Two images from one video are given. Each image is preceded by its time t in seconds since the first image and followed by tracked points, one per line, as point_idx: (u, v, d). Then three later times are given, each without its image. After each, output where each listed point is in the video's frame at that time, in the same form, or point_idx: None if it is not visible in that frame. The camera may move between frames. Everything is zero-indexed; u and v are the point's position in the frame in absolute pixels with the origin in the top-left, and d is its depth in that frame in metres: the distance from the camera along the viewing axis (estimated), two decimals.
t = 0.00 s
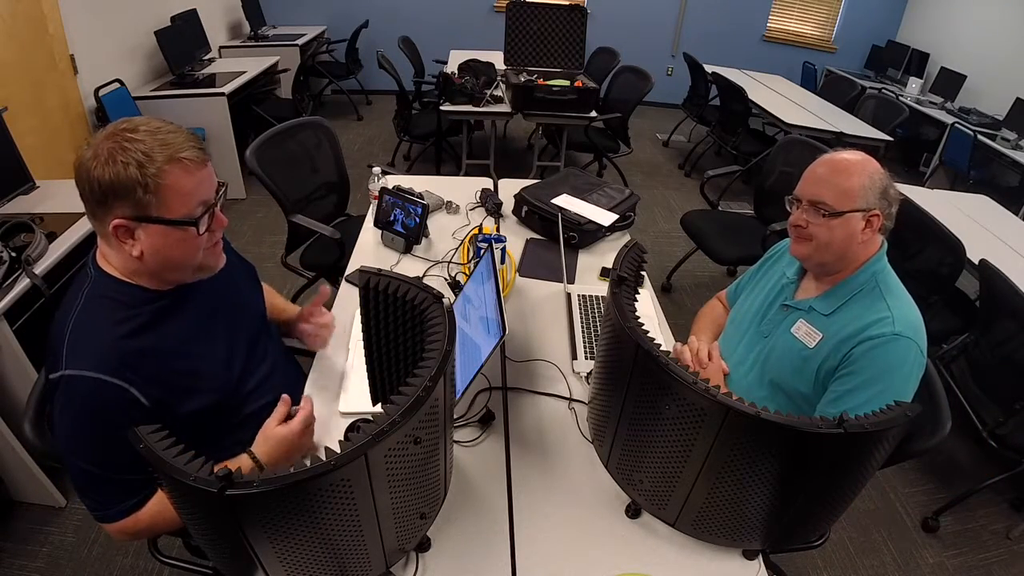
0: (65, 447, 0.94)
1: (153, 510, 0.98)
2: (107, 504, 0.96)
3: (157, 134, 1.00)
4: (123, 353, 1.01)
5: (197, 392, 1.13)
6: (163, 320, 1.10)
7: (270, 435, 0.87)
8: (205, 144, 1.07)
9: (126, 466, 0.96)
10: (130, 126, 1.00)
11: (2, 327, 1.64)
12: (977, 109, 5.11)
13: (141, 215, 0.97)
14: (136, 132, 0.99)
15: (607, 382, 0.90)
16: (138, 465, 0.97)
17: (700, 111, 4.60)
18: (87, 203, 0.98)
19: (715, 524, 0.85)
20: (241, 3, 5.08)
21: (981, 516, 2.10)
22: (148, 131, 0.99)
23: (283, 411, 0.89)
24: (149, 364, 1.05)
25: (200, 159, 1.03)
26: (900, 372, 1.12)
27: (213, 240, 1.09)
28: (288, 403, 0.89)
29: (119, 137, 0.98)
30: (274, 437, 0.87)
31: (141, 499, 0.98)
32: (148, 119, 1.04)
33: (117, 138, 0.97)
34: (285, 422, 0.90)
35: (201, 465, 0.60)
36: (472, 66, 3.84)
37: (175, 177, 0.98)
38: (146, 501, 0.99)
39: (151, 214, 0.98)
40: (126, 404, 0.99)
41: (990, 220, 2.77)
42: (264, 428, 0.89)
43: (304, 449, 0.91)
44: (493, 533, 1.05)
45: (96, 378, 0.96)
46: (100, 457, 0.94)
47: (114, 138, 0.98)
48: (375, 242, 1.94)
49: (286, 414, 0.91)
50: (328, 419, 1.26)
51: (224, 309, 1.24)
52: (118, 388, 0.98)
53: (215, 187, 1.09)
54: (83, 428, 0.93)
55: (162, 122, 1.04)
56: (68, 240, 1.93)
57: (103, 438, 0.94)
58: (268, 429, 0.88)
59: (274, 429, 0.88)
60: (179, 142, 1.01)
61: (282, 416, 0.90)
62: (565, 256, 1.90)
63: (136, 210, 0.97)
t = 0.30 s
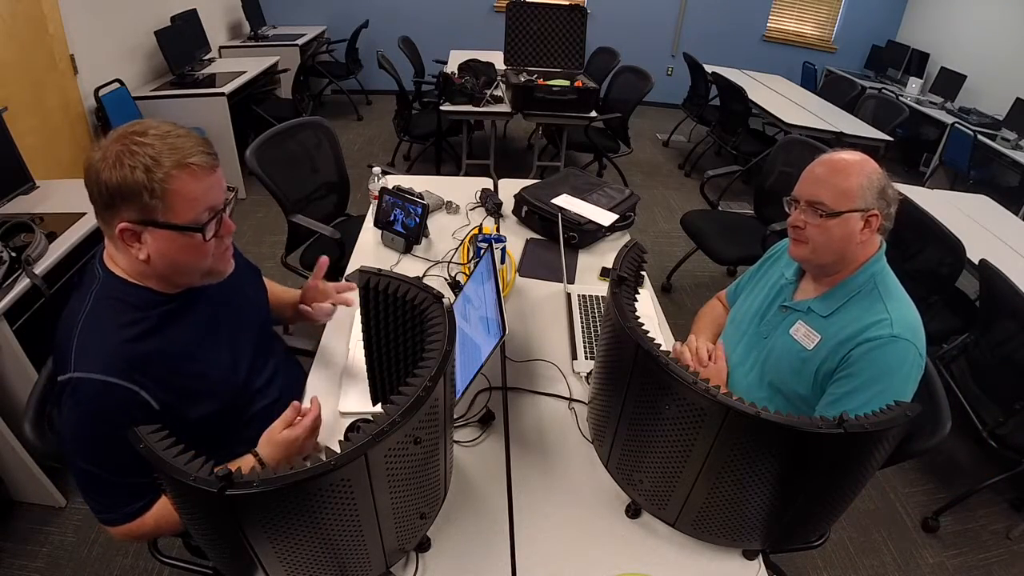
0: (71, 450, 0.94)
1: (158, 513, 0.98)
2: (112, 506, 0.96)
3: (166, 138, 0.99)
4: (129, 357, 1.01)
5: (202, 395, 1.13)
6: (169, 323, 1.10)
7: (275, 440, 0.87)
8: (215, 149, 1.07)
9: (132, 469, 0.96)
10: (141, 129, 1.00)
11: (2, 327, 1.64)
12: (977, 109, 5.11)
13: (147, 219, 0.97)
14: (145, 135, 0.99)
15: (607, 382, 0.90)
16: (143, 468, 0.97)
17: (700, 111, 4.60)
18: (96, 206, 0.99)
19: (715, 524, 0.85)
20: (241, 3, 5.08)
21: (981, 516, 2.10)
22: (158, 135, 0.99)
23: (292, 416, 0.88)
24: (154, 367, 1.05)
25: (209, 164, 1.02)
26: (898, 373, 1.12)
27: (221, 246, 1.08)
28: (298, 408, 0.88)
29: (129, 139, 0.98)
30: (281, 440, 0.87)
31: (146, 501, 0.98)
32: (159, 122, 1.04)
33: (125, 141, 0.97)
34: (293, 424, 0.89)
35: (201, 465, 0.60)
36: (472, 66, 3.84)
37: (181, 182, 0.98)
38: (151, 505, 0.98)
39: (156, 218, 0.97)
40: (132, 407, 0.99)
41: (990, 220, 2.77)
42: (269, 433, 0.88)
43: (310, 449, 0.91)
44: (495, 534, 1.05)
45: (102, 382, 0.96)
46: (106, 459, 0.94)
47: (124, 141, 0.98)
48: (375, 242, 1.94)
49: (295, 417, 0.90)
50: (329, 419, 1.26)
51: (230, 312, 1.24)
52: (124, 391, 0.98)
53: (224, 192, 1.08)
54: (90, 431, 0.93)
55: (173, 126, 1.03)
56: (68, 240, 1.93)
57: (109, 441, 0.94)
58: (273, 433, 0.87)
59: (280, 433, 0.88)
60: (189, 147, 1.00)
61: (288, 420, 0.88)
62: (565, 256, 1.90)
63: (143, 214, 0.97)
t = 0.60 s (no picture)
0: (72, 451, 0.94)
1: (160, 512, 0.98)
2: (112, 507, 0.95)
3: (159, 137, 1.00)
4: (129, 357, 1.01)
5: (201, 394, 1.13)
6: (168, 323, 1.10)
7: (274, 440, 0.87)
8: (209, 150, 1.07)
9: (132, 468, 0.96)
10: (135, 128, 1.01)
11: (2, 327, 1.64)
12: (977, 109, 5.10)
13: (136, 218, 0.96)
14: (138, 134, 0.99)
15: (607, 382, 0.90)
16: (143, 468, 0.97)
17: (700, 111, 4.60)
18: (89, 203, 0.99)
19: (715, 524, 0.85)
20: (241, 2, 5.08)
21: (981, 516, 2.10)
22: (151, 134, 1.00)
23: (290, 416, 0.88)
24: (154, 367, 1.05)
25: (200, 165, 1.02)
26: (899, 373, 1.12)
27: (212, 247, 1.08)
28: (295, 407, 0.88)
29: (121, 138, 0.98)
30: (280, 441, 0.87)
31: (147, 501, 0.98)
32: (155, 122, 1.04)
33: (119, 139, 0.98)
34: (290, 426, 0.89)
35: (201, 466, 0.60)
36: (472, 66, 3.84)
37: (171, 182, 0.97)
38: (152, 504, 0.98)
39: (146, 217, 0.97)
40: (135, 407, 0.99)
41: (990, 220, 2.77)
42: (268, 433, 0.87)
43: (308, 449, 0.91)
44: (494, 533, 1.05)
45: (102, 382, 0.96)
46: (106, 460, 0.94)
47: (117, 139, 0.98)
48: (375, 242, 1.94)
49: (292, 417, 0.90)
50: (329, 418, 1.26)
51: (229, 311, 1.24)
52: (124, 391, 0.98)
53: (217, 193, 1.08)
54: (89, 432, 0.93)
55: (167, 126, 1.04)
56: (68, 240, 1.93)
57: (108, 441, 0.94)
58: (272, 433, 0.86)
59: (279, 433, 0.87)
60: (181, 146, 1.00)
61: (287, 420, 0.88)
62: (565, 256, 1.90)
63: (132, 212, 0.96)
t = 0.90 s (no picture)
0: (71, 451, 0.94)
1: (159, 512, 0.98)
2: (112, 507, 0.96)
3: (151, 136, 0.99)
4: (128, 358, 1.01)
5: (199, 395, 1.13)
6: (166, 323, 1.10)
7: (273, 439, 0.87)
8: (201, 147, 1.06)
9: (131, 469, 0.96)
10: (125, 126, 1.00)
11: (2, 327, 1.64)
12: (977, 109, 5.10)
13: (130, 217, 0.96)
14: (129, 133, 0.99)
15: (607, 382, 0.90)
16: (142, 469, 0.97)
17: (700, 111, 4.60)
18: (81, 204, 0.99)
19: (715, 524, 0.85)
20: (241, 2, 5.08)
21: (981, 516, 2.10)
22: (142, 133, 0.99)
23: (289, 415, 0.88)
24: (152, 367, 1.05)
25: (193, 162, 1.02)
26: (900, 373, 1.12)
27: (207, 244, 1.08)
28: (294, 406, 0.88)
29: (111, 137, 0.98)
30: (279, 441, 0.87)
31: (147, 501, 0.98)
32: (145, 120, 1.04)
33: (109, 138, 0.97)
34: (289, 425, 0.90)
35: (201, 466, 0.60)
36: (472, 66, 3.84)
37: (164, 181, 0.97)
38: (151, 504, 0.99)
39: (140, 217, 0.97)
40: (134, 407, 0.99)
41: (991, 220, 2.77)
42: (266, 433, 0.87)
43: (307, 448, 0.92)
44: (493, 533, 1.05)
45: (100, 383, 0.96)
46: (104, 460, 0.94)
47: (107, 138, 0.98)
48: (375, 243, 1.94)
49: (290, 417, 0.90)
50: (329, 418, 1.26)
51: (227, 310, 1.24)
52: (123, 392, 0.98)
53: (210, 191, 1.08)
54: (87, 432, 0.93)
55: (158, 124, 1.04)
56: (68, 240, 1.93)
57: (106, 441, 0.94)
58: (271, 433, 0.86)
59: (277, 432, 0.88)
60: (173, 145, 1.00)
61: (286, 419, 0.89)
62: (565, 256, 1.90)
63: (126, 212, 0.96)
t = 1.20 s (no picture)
0: (72, 452, 0.94)
1: (159, 513, 0.98)
2: (112, 508, 0.96)
3: (165, 141, 0.99)
4: (128, 359, 1.01)
5: (200, 395, 1.13)
6: (167, 323, 1.10)
7: (270, 435, 0.87)
8: (213, 153, 1.07)
9: (131, 470, 0.96)
10: (138, 132, 0.99)
11: (2, 327, 1.64)
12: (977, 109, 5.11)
13: (145, 223, 0.96)
14: (142, 139, 0.98)
15: (607, 382, 0.90)
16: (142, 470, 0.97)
17: (700, 111, 4.61)
18: (90, 208, 0.97)
19: (715, 524, 0.85)
20: (241, 2, 5.08)
21: (981, 515, 2.10)
22: (155, 139, 0.99)
23: (284, 411, 0.90)
24: (152, 368, 1.05)
25: (209, 168, 1.02)
26: (902, 373, 1.12)
27: (218, 248, 1.09)
28: (287, 401, 0.90)
29: (124, 143, 0.97)
30: (276, 436, 0.87)
31: (147, 501, 0.98)
32: (156, 125, 1.03)
33: (123, 144, 0.97)
34: (285, 420, 0.91)
35: (201, 466, 0.60)
36: (472, 66, 3.84)
37: (181, 188, 0.97)
38: (152, 504, 0.99)
39: (155, 222, 0.97)
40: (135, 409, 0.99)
41: (991, 220, 2.77)
42: (263, 429, 0.88)
43: (304, 444, 0.93)
44: (492, 533, 1.05)
45: (101, 384, 0.96)
46: (105, 461, 0.94)
47: (119, 144, 0.97)
48: (375, 243, 1.94)
49: (286, 413, 0.92)
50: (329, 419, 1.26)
51: (228, 311, 1.24)
52: (122, 393, 0.98)
53: (221, 196, 1.08)
54: (88, 433, 0.93)
55: (169, 129, 1.03)
56: (68, 240, 1.93)
57: (107, 443, 0.94)
58: (268, 430, 0.87)
59: (274, 428, 0.88)
60: (188, 152, 1.00)
61: (281, 415, 0.90)
62: (565, 256, 1.90)
63: (141, 217, 0.96)
